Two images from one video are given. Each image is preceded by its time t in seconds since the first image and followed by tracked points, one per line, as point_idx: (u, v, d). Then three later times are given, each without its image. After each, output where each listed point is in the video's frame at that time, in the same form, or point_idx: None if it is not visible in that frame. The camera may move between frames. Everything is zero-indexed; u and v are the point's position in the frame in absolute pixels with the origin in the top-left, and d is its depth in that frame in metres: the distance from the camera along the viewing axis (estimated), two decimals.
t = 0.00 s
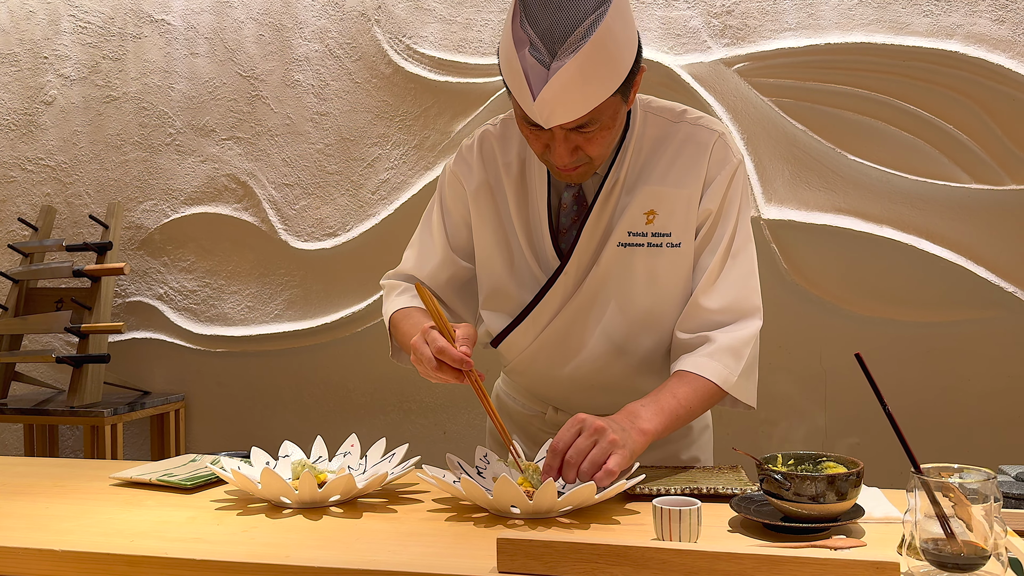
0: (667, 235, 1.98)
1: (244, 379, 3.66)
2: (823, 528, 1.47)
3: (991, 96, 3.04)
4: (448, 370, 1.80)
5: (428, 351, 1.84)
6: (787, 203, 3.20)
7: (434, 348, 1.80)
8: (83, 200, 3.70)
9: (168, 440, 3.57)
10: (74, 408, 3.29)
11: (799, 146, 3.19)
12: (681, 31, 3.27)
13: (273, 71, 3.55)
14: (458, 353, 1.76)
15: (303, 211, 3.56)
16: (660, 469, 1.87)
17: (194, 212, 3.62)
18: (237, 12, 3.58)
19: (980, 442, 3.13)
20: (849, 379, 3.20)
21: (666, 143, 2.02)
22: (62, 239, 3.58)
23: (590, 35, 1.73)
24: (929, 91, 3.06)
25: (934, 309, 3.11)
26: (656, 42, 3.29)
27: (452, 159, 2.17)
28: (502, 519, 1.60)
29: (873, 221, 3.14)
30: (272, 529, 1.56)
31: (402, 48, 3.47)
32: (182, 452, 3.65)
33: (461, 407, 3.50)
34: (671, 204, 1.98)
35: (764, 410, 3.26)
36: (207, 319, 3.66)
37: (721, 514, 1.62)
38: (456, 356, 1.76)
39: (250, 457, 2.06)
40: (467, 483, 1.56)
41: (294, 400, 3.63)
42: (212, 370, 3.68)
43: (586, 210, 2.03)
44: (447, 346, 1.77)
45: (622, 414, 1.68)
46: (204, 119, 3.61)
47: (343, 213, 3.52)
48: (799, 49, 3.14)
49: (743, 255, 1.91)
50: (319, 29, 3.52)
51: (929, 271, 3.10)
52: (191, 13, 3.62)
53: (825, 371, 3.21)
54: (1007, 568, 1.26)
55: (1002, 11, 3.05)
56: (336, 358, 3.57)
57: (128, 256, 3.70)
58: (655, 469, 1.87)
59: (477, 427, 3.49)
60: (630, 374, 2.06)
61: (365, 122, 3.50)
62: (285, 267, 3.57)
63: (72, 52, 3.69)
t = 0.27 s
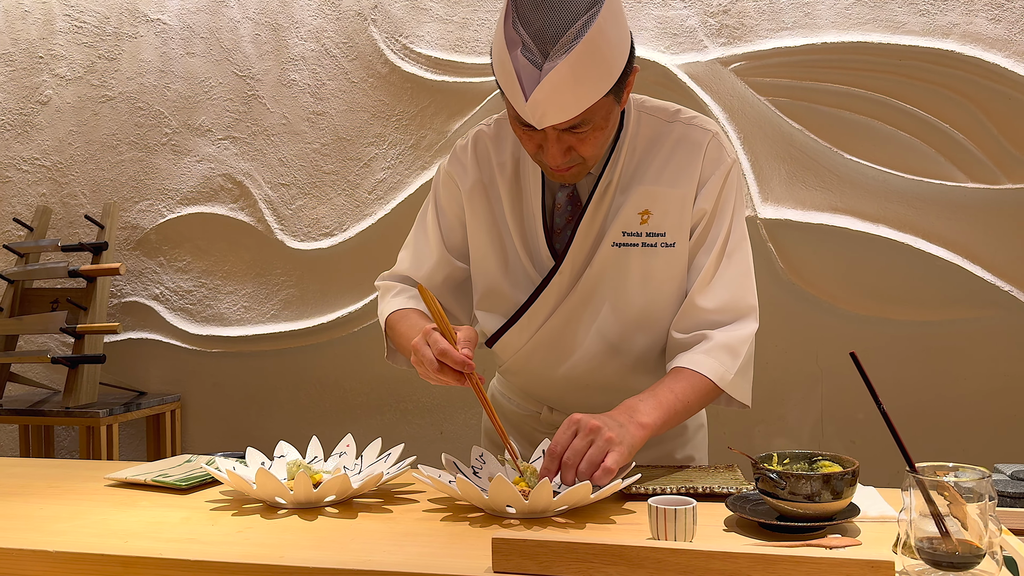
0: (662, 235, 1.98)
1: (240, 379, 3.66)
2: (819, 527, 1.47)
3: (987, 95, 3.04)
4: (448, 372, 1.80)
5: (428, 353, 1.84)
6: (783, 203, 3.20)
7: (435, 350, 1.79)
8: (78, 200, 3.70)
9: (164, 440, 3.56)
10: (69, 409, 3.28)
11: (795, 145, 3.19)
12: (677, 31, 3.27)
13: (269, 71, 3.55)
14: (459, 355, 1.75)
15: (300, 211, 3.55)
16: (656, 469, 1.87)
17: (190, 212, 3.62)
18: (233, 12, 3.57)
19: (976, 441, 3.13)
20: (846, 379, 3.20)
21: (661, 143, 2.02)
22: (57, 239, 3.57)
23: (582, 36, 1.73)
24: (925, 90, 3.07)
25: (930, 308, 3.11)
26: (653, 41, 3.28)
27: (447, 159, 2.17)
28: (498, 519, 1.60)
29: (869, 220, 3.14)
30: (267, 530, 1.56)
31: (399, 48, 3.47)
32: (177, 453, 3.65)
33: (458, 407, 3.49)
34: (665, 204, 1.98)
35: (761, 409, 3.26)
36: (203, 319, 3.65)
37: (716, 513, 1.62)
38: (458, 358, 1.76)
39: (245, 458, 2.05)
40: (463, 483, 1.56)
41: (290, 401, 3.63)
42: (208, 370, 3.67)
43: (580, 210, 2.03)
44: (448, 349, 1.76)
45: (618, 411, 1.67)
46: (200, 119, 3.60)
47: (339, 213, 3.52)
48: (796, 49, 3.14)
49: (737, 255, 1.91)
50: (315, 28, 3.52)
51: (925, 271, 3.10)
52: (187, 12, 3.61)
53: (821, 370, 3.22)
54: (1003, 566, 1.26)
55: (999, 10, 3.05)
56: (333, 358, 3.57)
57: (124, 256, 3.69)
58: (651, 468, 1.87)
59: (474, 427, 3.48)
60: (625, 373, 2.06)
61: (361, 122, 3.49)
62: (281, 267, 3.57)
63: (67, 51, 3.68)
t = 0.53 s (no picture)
0: (656, 235, 1.98)
1: (236, 380, 3.65)
2: (815, 526, 1.47)
3: (982, 95, 3.05)
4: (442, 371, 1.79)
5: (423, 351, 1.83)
6: (779, 202, 3.21)
7: (430, 348, 1.79)
8: (73, 200, 3.69)
9: (160, 440, 3.55)
10: (64, 410, 3.27)
11: (791, 145, 3.19)
12: (673, 31, 3.27)
13: (265, 70, 3.54)
14: (454, 353, 1.75)
15: (295, 211, 3.55)
16: (652, 468, 1.87)
17: (186, 212, 3.61)
18: (229, 12, 3.57)
19: (972, 441, 3.14)
20: (841, 378, 3.21)
21: (655, 143, 2.02)
22: (52, 239, 3.56)
23: (576, 35, 1.73)
24: (920, 90, 3.07)
25: (925, 308, 3.12)
26: (649, 41, 3.29)
27: (441, 159, 2.17)
28: (494, 518, 1.60)
29: (865, 220, 3.15)
30: (262, 530, 1.55)
31: (395, 47, 3.46)
32: (173, 453, 3.64)
33: (454, 407, 3.49)
34: (659, 204, 1.98)
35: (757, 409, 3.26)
36: (199, 319, 3.65)
37: (712, 512, 1.62)
38: (452, 357, 1.75)
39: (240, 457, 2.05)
40: (458, 483, 1.56)
41: (286, 401, 3.62)
42: (204, 370, 3.67)
43: (575, 210, 2.03)
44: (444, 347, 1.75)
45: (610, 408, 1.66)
46: (195, 119, 3.60)
47: (335, 213, 3.52)
48: (792, 49, 3.15)
49: (732, 255, 1.92)
50: (311, 28, 3.51)
51: (920, 271, 3.10)
52: (183, 12, 3.60)
53: (817, 370, 3.22)
54: (997, 565, 1.26)
55: (994, 10, 3.05)
56: (329, 358, 3.57)
57: (120, 256, 3.68)
58: (647, 468, 1.87)
59: (470, 427, 3.48)
60: (620, 373, 2.06)
61: (357, 122, 3.49)
62: (277, 267, 3.56)
63: (62, 51, 3.68)
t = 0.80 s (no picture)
0: (651, 234, 1.98)
1: (231, 380, 3.65)
2: (809, 525, 1.47)
3: (977, 94, 3.05)
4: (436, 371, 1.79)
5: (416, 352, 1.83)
6: (775, 202, 3.21)
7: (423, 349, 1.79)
8: (68, 200, 3.68)
9: (155, 441, 3.55)
10: (59, 410, 3.27)
11: (786, 144, 3.19)
12: (669, 30, 3.27)
13: (260, 70, 3.54)
14: (446, 353, 1.75)
15: (291, 210, 3.54)
16: (647, 467, 1.86)
17: (181, 212, 3.60)
18: (224, 11, 3.56)
19: (967, 440, 3.14)
20: (837, 378, 3.21)
21: (650, 142, 2.02)
22: (47, 239, 3.55)
23: (571, 35, 1.72)
24: (916, 89, 3.07)
25: (920, 307, 3.12)
26: (645, 41, 3.29)
27: (436, 159, 2.17)
28: (488, 518, 1.60)
29: (860, 220, 3.15)
30: (257, 530, 1.55)
31: (390, 47, 3.46)
32: (168, 454, 3.63)
33: (450, 407, 3.49)
34: (655, 203, 1.98)
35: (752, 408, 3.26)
36: (194, 319, 3.64)
37: (707, 512, 1.61)
38: (445, 357, 1.75)
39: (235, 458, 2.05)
40: (453, 482, 1.55)
41: (282, 401, 3.61)
42: (199, 370, 3.66)
43: (570, 209, 2.03)
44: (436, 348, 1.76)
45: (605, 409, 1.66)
46: (191, 119, 3.59)
47: (331, 212, 3.51)
48: (787, 48, 3.15)
49: (727, 254, 1.92)
50: (307, 27, 3.51)
51: (916, 270, 3.11)
52: (178, 11, 3.60)
53: (813, 370, 3.22)
54: (992, 564, 1.26)
55: (989, 10, 3.06)
56: (325, 358, 3.56)
57: (115, 256, 3.67)
58: (642, 468, 1.87)
59: (466, 427, 3.48)
60: (615, 373, 2.05)
61: (353, 121, 3.48)
62: (272, 267, 3.56)
63: (57, 51, 3.67)
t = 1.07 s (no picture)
0: (647, 233, 1.98)
1: (227, 380, 3.64)
2: (804, 525, 1.47)
3: (972, 93, 3.05)
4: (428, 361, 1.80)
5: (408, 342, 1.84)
6: (770, 201, 3.21)
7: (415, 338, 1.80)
8: (63, 200, 3.67)
9: (150, 441, 3.54)
10: (54, 410, 3.26)
11: (782, 143, 3.19)
12: (664, 29, 3.27)
13: (255, 69, 3.53)
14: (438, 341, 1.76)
15: (286, 210, 3.54)
16: (642, 467, 1.86)
17: (176, 212, 3.60)
18: (220, 10, 3.56)
19: (963, 439, 3.14)
20: (832, 377, 3.21)
21: (646, 141, 2.02)
22: (42, 239, 3.54)
23: (567, 33, 1.72)
24: (912, 89, 3.07)
25: (916, 307, 3.12)
26: (641, 40, 3.29)
27: (431, 159, 2.16)
28: (483, 519, 1.59)
29: (856, 219, 3.15)
30: (250, 530, 1.54)
31: (385, 46, 3.45)
32: (164, 454, 3.62)
33: (445, 407, 3.48)
34: (650, 202, 1.98)
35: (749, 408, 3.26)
36: (189, 319, 3.63)
37: (701, 511, 1.61)
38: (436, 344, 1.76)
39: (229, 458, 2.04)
40: (447, 483, 1.55)
41: (277, 401, 3.61)
42: (195, 371, 3.65)
43: (565, 209, 2.03)
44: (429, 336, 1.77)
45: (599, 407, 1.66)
46: (185, 118, 3.58)
47: (327, 212, 3.50)
48: (783, 47, 3.15)
49: (722, 254, 1.91)
50: (303, 27, 3.50)
51: (911, 269, 3.11)
52: (173, 11, 3.59)
53: (808, 369, 3.22)
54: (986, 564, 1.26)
55: (984, 9, 3.06)
56: (320, 358, 3.56)
57: (110, 256, 3.67)
58: (637, 467, 1.87)
59: (462, 427, 3.48)
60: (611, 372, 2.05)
61: (348, 121, 3.48)
62: (268, 266, 3.55)
63: (52, 50, 3.66)
